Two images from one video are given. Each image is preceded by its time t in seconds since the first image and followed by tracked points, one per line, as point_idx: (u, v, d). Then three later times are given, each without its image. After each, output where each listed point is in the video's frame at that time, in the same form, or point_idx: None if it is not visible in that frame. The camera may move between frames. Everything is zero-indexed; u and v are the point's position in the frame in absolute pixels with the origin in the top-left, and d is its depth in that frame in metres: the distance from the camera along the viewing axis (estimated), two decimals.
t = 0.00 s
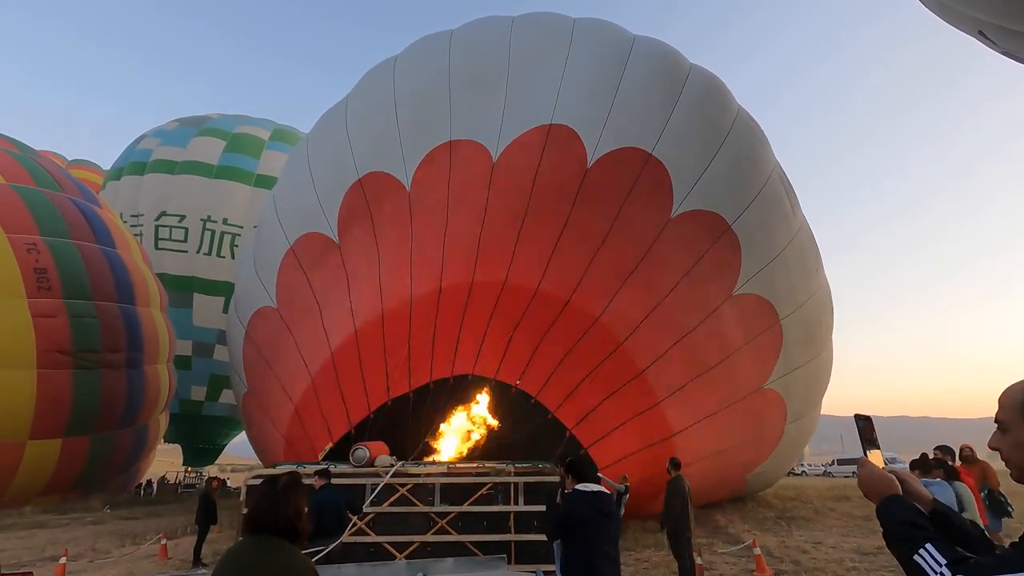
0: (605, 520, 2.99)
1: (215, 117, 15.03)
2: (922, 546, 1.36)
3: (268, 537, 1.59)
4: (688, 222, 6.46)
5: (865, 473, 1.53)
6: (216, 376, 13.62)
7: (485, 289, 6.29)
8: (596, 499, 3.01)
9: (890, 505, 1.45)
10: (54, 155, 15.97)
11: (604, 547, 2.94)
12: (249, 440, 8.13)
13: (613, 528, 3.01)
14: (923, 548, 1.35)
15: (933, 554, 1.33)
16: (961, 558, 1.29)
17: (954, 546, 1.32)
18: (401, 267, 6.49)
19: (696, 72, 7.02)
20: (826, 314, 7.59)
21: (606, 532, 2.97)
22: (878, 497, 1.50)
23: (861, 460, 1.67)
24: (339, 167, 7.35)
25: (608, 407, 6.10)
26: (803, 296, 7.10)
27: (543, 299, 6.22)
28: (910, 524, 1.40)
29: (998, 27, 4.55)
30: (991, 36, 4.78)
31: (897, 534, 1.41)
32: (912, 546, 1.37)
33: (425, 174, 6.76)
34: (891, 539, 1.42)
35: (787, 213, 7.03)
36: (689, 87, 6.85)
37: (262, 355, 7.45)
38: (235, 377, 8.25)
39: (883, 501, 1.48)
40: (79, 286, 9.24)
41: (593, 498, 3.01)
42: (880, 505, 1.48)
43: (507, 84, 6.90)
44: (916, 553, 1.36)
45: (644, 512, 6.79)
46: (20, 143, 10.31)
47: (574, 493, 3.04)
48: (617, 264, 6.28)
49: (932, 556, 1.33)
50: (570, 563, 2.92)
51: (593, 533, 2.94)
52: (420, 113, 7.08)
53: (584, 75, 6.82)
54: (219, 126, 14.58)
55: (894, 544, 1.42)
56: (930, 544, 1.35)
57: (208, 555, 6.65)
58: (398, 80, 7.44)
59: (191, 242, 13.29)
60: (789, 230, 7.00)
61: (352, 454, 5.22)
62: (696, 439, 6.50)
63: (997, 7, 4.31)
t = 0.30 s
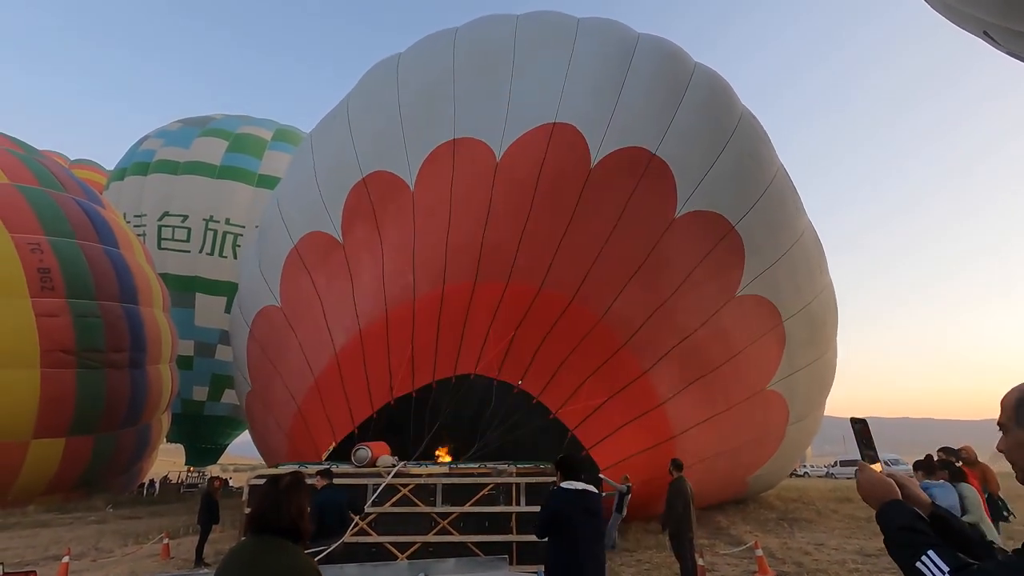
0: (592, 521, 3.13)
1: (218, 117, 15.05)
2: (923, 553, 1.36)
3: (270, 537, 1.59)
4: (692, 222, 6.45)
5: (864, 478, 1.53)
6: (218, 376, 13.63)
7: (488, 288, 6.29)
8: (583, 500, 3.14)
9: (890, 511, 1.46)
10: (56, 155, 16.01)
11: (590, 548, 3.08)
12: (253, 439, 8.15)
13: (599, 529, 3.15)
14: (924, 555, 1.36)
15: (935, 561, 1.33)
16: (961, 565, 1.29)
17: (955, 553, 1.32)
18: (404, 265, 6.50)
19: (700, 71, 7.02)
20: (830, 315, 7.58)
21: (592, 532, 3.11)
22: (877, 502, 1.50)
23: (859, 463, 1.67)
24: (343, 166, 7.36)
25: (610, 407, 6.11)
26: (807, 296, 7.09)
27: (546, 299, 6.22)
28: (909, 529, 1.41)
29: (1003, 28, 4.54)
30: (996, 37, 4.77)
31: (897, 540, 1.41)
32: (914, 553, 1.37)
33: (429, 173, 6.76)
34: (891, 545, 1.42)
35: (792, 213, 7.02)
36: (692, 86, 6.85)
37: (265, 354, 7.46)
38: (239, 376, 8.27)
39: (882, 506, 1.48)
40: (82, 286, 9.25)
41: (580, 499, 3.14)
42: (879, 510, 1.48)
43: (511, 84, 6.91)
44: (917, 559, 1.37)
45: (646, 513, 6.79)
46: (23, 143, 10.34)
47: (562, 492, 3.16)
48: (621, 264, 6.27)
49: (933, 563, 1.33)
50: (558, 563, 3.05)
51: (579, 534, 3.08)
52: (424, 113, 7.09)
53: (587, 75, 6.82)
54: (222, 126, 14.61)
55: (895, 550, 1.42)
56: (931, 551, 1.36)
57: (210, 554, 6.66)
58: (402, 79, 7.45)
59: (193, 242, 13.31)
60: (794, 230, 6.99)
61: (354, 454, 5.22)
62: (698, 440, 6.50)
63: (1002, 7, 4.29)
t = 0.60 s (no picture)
0: (570, 526, 2.90)
1: (222, 115, 15.07)
2: (922, 556, 1.37)
3: (268, 534, 1.59)
4: (697, 222, 6.44)
5: (871, 480, 1.52)
6: (221, 373, 13.66)
7: (492, 287, 6.29)
8: (559, 506, 2.93)
9: (895, 513, 1.45)
10: (61, 152, 16.06)
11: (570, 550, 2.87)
12: (257, 436, 8.17)
13: (582, 531, 2.92)
14: (923, 559, 1.36)
15: (933, 564, 1.34)
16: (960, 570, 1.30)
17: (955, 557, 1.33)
18: (408, 263, 6.51)
19: (706, 69, 6.99)
20: (835, 316, 7.55)
21: (572, 537, 2.89)
22: (882, 504, 1.49)
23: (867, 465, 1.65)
24: (348, 164, 7.36)
25: (613, 407, 6.11)
26: (812, 297, 7.07)
27: (549, 298, 6.21)
28: (911, 533, 1.41)
29: (1012, 27, 4.51)
30: (1003, 36, 4.74)
31: (898, 543, 1.41)
32: (912, 556, 1.38)
33: (433, 171, 6.77)
34: (892, 547, 1.42)
35: (798, 213, 7.00)
36: (699, 85, 6.83)
37: (270, 351, 7.48)
38: (243, 372, 8.30)
39: (887, 508, 1.48)
40: (87, 283, 9.29)
41: (555, 505, 2.93)
42: (883, 512, 1.48)
43: (517, 82, 6.90)
44: (916, 563, 1.37)
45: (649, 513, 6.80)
46: (30, 141, 10.38)
47: (538, 502, 2.97)
48: (625, 263, 6.27)
49: (932, 567, 1.34)
50: (543, 565, 2.86)
51: (556, 538, 2.88)
52: (429, 111, 7.09)
53: (593, 73, 6.81)
54: (227, 125, 14.63)
55: (895, 552, 1.42)
56: (930, 554, 1.36)
57: (213, 551, 6.68)
58: (407, 76, 7.44)
59: (197, 240, 13.35)
60: (800, 230, 6.97)
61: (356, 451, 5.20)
62: (701, 440, 6.49)
63: (1010, 6, 4.27)
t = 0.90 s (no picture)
0: (545, 530, 2.64)
1: (226, 116, 15.11)
2: (923, 557, 1.37)
3: (261, 534, 1.62)
4: (701, 224, 6.43)
5: (888, 482, 1.52)
6: (224, 373, 13.69)
7: (496, 287, 6.29)
8: (533, 510, 2.67)
9: (905, 516, 1.45)
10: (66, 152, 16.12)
11: (545, 556, 2.61)
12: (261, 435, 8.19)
13: (558, 535, 2.65)
14: (923, 559, 1.37)
15: (933, 564, 1.34)
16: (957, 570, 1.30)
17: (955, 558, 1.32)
18: (411, 262, 6.53)
19: (712, 69, 6.98)
20: (841, 318, 7.53)
21: (546, 542, 2.63)
22: (895, 505, 1.50)
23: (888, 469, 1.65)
24: (352, 163, 7.38)
25: (616, 408, 6.11)
26: (817, 300, 7.05)
27: (552, 299, 6.21)
28: (917, 534, 1.41)
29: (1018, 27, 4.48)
30: (1010, 36, 4.71)
31: (903, 544, 1.42)
32: (913, 556, 1.39)
33: (437, 171, 6.78)
34: (897, 548, 1.43)
35: (804, 215, 6.97)
36: (704, 85, 6.81)
37: (274, 350, 7.50)
38: (248, 371, 8.32)
39: (899, 509, 1.48)
40: (92, 282, 9.31)
41: (528, 509, 2.67)
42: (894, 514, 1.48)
43: (522, 82, 6.90)
44: (917, 563, 1.38)
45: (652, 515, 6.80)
46: (36, 141, 10.42)
47: (512, 504, 2.71)
48: (628, 265, 6.26)
49: (930, 568, 1.34)
50: (517, 570, 2.62)
51: (530, 543, 2.63)
52: (434, 111, 7.10)
53: (598, 73, 6.80)
54: (231, 125, 14.66)
55: (902, 553, 1.43)
56: (931, 556, 1.37)
57: (217, 551, 6.69)
58: (412, 75, 7.44)
59: (201, 240, 13.36)
60: (806, 231, 6.94)
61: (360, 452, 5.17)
62: (704, 443, 6.48)
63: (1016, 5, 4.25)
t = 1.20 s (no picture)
0: (525, 531, 2.61)
1: (229, 118, 15.14)
2: (930, 561, 1.37)
3: (258, 533, 1.62)
4: (705, 225, 6.42)
5: (895, 484, 1.51)
6: (226, 374, 13.70)
7: (499, 288, 6.28)
8: (514, 511, 2.64)
9: (913, 519, 1.45)
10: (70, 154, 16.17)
11: (525, 557, 2.60)
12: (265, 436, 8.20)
13: (541, 537, 2.61)
14: (930, 562, 1.37)
15: (940, 568, 1.34)
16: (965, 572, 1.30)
17: (962, 561, 1.33)
18: (414, 263, 6.53)
19: (716, 70, 6.97)
20: (845, 321, 7.51)
21: (527, 544, 2.60)
22: (901, 508, 1.49)
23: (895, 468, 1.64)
24: (356, 164, 7.39)
25: (619, 410, 6.10)
26: (821, 302, 7.03)
27: (556, 301, 6.21)
28: (924, 538, 1.41)
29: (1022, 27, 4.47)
30: (1015, 36, 4.70)
31: (910, 546, 1.42)
32: (920, 559, 1.39)
33: (441, 172, 6.78)
34: (904, 549, 1.43)
35: (809, 217, 6.95)
36: (708, 86, 6.81)
37: (278, 351, 7.51)
38: (252, 371, 8.33)
39: (906, 512, 1.48)
40: (96, 283, 9.33)
41: (509, 510, 2.65)
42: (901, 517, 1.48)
43: (526, 83, 6.90)
44: (924, 566, 1.38)
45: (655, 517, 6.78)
46: (40, 143, 10.45)
47: (496, 504, 2.70)
48: (632, 266, 6.26)
49: (938, 571, 1.34)
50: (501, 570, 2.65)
51: (511, 544, 2.62)
52: (438, 112, 7.11)
53: (603, 74, 6.80)
54: (234, 127, 14.68)
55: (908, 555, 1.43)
56: (938, 558, 1.37)
57: (219, 551, 6.71)
58: (416, 77, 7.44)
59: (204, 241, 13.38)
60: (810, 233, 6.93)
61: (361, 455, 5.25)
62: (708, 445, 6.47)
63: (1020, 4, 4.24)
